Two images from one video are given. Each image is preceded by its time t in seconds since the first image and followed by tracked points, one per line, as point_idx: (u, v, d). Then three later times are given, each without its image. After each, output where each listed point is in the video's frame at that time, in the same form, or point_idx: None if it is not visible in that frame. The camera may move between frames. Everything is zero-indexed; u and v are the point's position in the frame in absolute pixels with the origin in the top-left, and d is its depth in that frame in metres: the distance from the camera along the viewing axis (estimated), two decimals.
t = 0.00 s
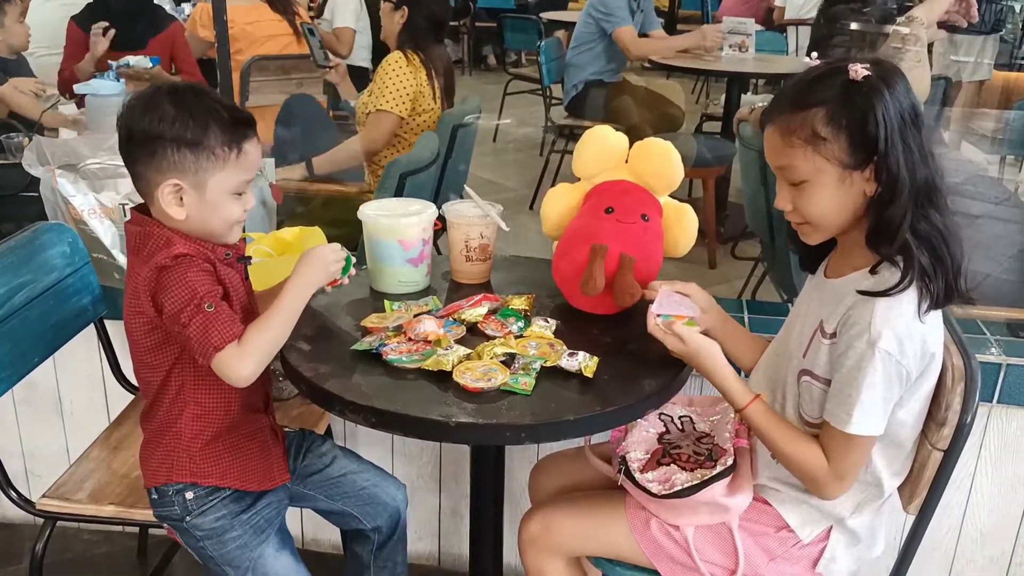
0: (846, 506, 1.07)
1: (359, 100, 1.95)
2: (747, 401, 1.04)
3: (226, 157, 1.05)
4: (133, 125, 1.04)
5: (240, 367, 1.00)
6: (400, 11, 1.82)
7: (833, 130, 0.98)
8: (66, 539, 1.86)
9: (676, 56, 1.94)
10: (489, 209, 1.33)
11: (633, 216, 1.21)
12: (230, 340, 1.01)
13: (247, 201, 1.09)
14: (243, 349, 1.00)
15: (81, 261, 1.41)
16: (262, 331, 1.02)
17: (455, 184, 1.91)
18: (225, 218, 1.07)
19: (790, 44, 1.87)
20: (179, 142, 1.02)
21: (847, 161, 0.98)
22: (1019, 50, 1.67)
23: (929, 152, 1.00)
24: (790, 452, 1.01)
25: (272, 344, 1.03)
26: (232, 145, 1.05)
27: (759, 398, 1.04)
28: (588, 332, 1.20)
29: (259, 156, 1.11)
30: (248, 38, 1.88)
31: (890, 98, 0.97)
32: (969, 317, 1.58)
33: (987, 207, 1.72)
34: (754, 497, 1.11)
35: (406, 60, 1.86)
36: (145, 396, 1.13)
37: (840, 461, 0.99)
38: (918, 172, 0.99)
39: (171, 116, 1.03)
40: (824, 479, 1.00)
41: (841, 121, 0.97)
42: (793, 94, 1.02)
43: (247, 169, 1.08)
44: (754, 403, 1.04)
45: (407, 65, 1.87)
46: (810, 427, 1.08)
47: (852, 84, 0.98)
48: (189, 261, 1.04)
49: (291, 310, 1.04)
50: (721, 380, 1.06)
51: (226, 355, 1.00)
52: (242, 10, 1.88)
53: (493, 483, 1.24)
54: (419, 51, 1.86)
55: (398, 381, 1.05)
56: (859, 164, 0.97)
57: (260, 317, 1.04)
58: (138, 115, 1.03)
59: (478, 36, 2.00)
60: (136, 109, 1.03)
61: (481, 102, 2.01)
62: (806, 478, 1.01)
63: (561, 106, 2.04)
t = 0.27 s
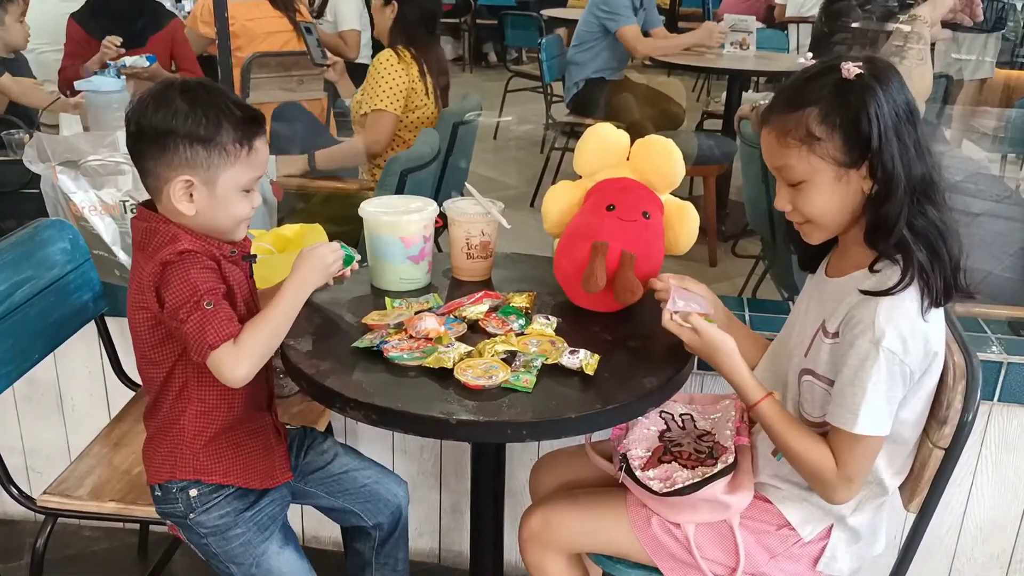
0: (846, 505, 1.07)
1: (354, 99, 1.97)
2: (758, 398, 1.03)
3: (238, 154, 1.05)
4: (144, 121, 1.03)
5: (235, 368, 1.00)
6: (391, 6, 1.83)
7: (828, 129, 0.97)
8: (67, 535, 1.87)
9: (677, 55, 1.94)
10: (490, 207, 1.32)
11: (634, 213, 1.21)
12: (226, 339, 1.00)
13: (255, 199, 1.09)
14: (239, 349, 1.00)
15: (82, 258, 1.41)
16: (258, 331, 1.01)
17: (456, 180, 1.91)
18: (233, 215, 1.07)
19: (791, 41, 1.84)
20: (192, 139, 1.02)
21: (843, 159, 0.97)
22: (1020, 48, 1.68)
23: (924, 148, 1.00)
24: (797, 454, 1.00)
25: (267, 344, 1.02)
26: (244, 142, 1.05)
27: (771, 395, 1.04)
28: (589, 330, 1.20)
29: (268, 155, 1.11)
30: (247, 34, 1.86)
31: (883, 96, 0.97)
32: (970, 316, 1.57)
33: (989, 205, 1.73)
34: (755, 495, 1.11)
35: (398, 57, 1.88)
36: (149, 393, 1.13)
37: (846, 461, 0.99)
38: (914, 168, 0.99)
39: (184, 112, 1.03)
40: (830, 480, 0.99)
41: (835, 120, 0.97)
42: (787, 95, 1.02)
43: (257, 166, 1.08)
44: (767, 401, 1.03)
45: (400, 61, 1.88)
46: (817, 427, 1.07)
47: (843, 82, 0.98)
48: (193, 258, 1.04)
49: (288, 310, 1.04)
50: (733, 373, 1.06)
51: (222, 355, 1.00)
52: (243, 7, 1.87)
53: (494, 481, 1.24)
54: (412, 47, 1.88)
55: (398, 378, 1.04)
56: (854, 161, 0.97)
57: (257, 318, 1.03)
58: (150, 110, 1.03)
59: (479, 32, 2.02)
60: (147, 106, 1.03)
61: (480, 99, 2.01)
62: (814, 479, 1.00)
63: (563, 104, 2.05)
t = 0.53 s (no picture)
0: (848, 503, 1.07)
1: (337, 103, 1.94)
2: (773, 391, 1.02)
3: (246, 148, 1.05)
4: (152, 117, 1.03)
5: (216, 379, 0.99)
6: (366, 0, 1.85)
7: (842, 122, 0.98)
8: (69, 532, 1.87)
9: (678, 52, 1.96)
10: (492, 204, 1.32)
11: (636, 211, 1.21)
12: (209, 348, 1.00)
13: (262, 194, 1.09)
14: (222, 360, 1.00)
15: (84, 254, 1.41)
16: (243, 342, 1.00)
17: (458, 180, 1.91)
18: (240, 211, 1.07)
19: (793, 39, 1.80)
20: (200, 133, 1.02)
21: (859, 152, 0.97)
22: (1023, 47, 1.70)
23: (939, 142, 1.01)
24: (821, 449, 0.97)
25: (252, 355, 1.01)
26: (252, 136, 1.06)
27: (786, 389, 1.02)
28: (592, 327, 1.20)
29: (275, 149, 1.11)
30: (251, 31, 1.91)
31: (898, 89, 0.97)
32: (973, 314, 1.57)
33: (991, 205, 1.70)
34: (756, 493, 1.11)
35: (375, 53, 1.85)
36: (150, 390, 1.13)
37: (870, 457, 0.96)
38: (930, 161, 0.99)
39: (193, 107, 1.03)
40: (854, 477, 0.96)
41: (850, 114, 0.97)
42: (799, 91, 1.02)
43: (265, 160, 1.08)
44: (781, 393, 1.01)
45: (376, 57, 1.85)
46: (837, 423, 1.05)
47: (857, 75, 0.98)
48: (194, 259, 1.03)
49: (277, 322, 1.03)
50: (750, 369, 1.04)
51: (206, 364, 0.99)
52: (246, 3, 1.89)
53: (496, 479, 1.24)
54: (389, 41, 1.85)
55: (400, 376, 1.04)
56: (870, 154, 0.97)
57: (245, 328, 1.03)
58: (158, 106, 1.03)
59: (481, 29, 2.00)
60: (155, 102, 1.03)
61: (483, 97, 1.98)
62: (836, 477, 0.97)
63: (565, 101, 2.04)
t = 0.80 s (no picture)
0: (851, 501, 1.07)
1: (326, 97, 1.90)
2: (788, 384, 1.00)
3: (256, 148, 1.06)
4: (165, 110, 1.04)
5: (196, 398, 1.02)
6: None
7: (875, 107, 0.98)
8: (71, 528, 1.87)
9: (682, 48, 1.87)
10: (495, 201, 1.32)
11: (640, 208, 1.21)
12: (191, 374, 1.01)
13: (269, 196, 1.10)
14: (206, 383, 1.01)
15: (87, 251, 1.41)
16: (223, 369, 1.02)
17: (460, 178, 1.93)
18: (246, 210, 1.07)
19: (798, 35, 1.75)
20: (212, 129, 1.03)
21: (889, 138, 0.98)
22: None
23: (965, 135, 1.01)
24: (840, 441, 0.95)
25: (237, 372, 1.03)
26: (263, 135, 1.06)
27: (800, 381, 1.00)
28: (595, 324, 1.19)
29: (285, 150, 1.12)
30: (253, 28, 1.90)
31: (931, 75, 0.98)
32: (977, 313, 1.57)
33: (996, 201, 1.72)
34: (759, 490, 1.11)
35: (355, 47, 1.85)
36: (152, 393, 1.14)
37: (892, 448, 0.94)
38: (957, 151, 0.99)
39: (206, 102, 1.04)
40: (876, 470, 0.94)
41: (883, 99, 0.97)
42: (827, 78, 1.02)
43: (274, 160, 1.08)
44: (797, 386, 0.99)
45: (355, 50, 1.85)
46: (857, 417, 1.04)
47: (890, 62, 0.98)
48: (188, 274, 1.02)
49: (260, 341, 1.04)
50: (762, 362, 1.02)
51: (190, 387, 1.01)
52: None
53: (498, 476, 1.24)
54: (368, 35, 1.83)
55: (403, 373, 1.04)
56: (900, 141, 0.97)
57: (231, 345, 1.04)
58: (171, 101, 1.04)
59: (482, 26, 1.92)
60: (169, 95, 1.04)
61: (486, 93, 1.96)
62: (856, 470, 0.95)
63: (567, 99, 1.97)
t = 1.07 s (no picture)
0: (853, 498, 1.07)
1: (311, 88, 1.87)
2: (786, 391, 1.01)
3: (263, 151, 1.06)
4: (177, 106, 1.04)
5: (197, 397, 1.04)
6: None
7: (898, 95, 0.98)
8: (73, 524, 1.87)
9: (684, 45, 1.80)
10: (497, 197, 1.32)
11: (642, 204, 1.20)
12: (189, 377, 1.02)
13: (274, 199, 1.10)
14: (207, 384, 1.03)
15: (89, 247, 1.41)
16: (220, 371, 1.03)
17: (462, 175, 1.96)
18: (249, 212, 1.07)
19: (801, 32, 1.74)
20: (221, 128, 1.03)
21: (908, 130, 0.98)
22: None
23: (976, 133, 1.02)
24: (840, 442, 0.97)
25: (234, 372, 1.05)
26: (271, 140, 1.06)
27: (799, 386, 1.01)
28: (597, 321, 1.19)
29: (293, 155, 1.12)
30: (254, 24, 1.81)
31: (954, 69, 0.98)
32: (980, 309, 1.58)
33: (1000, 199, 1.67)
34: (761, 487, 1.11)
35: (346, 39, 1.84)
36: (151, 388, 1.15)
37: (894, 448, 0.95)
38: (969, 148, 0.99)
39: (217, 102, 1.04)
40: (881, 469, 0.95)
41: (906, 89, 0.98)
42: (851, 63, 1.02)
43: (282, 165, 1.09)
44: (795, 393, 1.01)
45: (347, 43, 1.84)
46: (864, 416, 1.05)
47: (914, 53, 0.99)
48: (188, 280, 1.02)
49: (255, 344, 1.05)
50: (758, 371, 1.03)
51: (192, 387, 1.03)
52: None
53: (500, 472, 1.24)
54: (360, 29, 1.83)
55: (405, 369, 1.04)
56: (918, 133, 0.98)
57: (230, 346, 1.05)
58: (182, 98, 1.04)
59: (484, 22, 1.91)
60: (182, 91, 1.04)
61: (487, 89, 1.93)
62: (858, 469, 0.96)
63: (568, 95, 1.94)
